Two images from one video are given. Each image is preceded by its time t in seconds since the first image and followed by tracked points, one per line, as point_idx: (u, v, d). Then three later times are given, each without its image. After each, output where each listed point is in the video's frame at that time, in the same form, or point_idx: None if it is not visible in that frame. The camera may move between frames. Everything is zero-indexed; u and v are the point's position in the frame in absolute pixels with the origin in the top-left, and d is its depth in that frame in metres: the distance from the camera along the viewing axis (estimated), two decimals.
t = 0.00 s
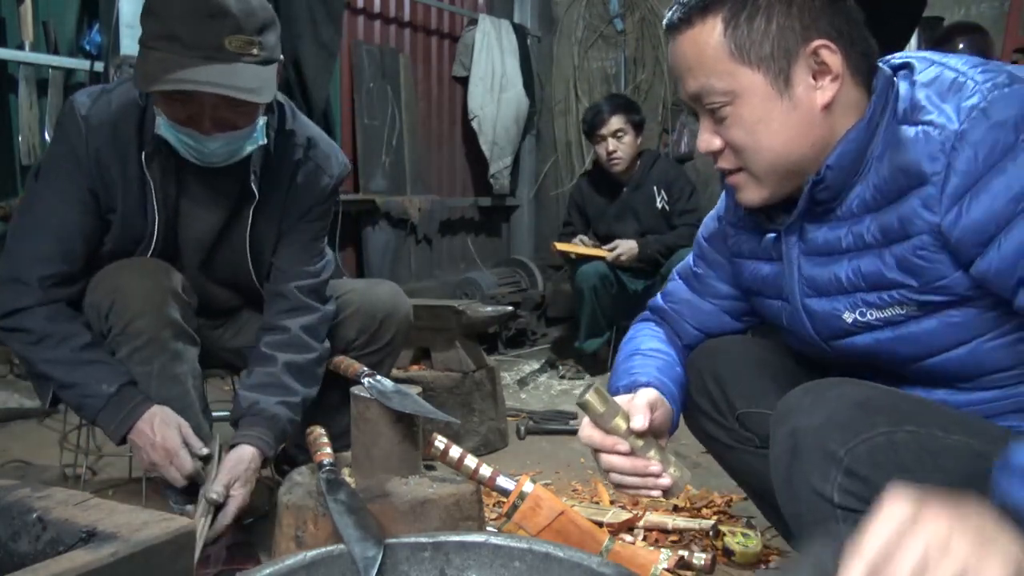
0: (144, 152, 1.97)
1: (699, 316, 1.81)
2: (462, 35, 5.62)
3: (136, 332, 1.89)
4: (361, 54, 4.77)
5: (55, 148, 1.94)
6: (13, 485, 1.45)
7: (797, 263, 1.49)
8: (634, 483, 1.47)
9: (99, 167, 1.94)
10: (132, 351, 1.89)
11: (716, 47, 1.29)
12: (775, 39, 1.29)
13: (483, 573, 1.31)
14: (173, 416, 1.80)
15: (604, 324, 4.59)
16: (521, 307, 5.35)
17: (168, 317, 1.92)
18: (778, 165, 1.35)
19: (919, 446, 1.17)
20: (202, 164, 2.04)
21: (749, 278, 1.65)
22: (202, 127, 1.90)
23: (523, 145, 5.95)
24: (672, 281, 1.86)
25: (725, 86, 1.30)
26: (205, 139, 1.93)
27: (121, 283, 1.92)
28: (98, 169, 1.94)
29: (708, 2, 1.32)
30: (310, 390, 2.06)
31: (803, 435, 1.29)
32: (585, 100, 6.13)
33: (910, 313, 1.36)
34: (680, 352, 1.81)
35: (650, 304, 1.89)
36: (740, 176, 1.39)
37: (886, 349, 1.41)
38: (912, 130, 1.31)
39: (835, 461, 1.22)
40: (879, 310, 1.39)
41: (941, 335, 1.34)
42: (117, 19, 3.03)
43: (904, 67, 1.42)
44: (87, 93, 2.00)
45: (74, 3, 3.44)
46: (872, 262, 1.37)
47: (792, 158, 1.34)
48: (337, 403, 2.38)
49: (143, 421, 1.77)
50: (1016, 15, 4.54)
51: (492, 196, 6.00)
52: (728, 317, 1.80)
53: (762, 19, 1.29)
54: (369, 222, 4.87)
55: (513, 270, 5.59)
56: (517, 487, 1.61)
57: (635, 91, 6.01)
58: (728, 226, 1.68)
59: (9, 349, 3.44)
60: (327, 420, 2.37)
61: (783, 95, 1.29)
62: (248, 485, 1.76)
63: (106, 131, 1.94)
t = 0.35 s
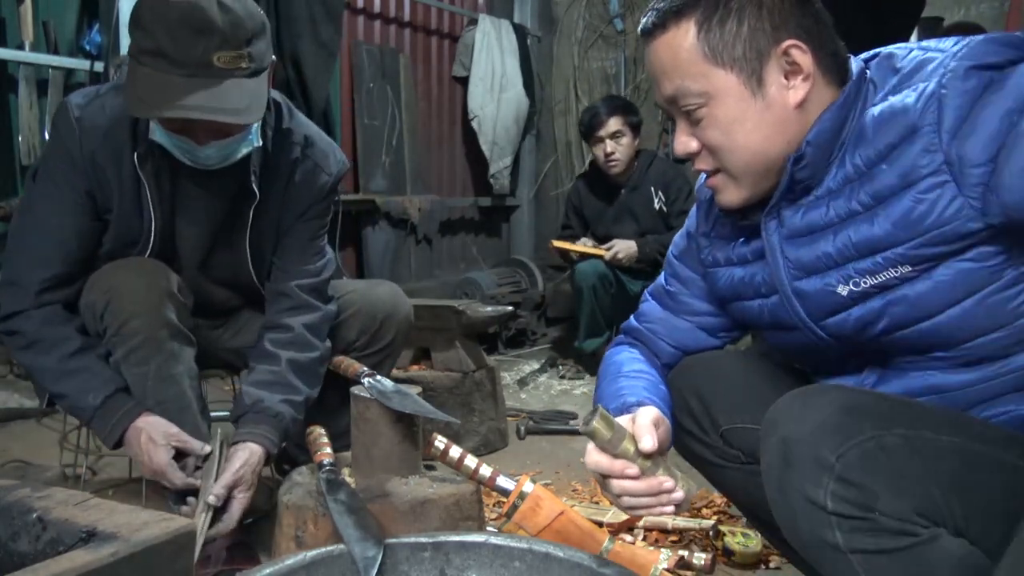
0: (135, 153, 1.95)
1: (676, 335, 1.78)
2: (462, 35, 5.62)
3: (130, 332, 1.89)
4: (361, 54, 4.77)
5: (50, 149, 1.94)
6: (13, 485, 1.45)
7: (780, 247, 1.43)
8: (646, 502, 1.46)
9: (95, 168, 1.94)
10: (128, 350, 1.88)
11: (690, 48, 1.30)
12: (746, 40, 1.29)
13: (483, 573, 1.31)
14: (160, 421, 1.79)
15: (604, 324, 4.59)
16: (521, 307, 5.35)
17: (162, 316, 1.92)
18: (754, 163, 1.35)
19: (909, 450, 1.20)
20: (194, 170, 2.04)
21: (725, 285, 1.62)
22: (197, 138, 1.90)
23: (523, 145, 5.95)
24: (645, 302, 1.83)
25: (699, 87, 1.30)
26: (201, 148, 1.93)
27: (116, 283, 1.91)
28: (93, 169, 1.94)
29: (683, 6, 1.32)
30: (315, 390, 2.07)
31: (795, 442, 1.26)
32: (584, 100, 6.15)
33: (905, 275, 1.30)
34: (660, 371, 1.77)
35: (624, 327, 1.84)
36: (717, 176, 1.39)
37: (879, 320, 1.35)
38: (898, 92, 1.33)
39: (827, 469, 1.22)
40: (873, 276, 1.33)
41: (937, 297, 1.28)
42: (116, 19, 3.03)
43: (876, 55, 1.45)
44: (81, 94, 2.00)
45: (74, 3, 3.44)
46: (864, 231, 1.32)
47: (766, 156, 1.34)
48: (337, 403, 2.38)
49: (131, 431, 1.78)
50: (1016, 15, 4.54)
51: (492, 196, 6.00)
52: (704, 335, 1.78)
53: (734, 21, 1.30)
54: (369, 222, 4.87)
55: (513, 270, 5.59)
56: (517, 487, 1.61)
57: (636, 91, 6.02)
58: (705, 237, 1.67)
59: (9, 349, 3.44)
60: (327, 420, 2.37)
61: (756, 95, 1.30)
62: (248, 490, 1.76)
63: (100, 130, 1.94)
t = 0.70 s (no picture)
0: (134, 155, 1.95)
1: (680, 331, 1.80)
2: (462, 35, 5.62)
3: (129, 333, 1.88)
4: (361, 53, 4.77)
5: (49, 151, 1.94)
6: (13, 485, 1.45)
7: (769, 261, 1.44)
8: (623, 497, 1.45)
9: (94, 170, 1.94)
10: (127, 352, 1.87)
11: (678, 53, 1.31)
12: (732, 46, 1.29)
13: (483, 573, 1.31)
14: (157, 423, 1.80)
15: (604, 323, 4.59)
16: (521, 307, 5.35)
17: (160, 317, 1.92)
18: (741, 171, 1.35)
19: (903, 457, 1.17)
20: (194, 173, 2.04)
21: (725, 285, 1.63)
22: (201, 146, 1.91)
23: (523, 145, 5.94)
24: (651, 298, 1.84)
25: (687, 92, 1.31)
26: (203, 156, 1.94)
27: (115, 284, 1.92)
28: (93, 171, 1.94)
29: (673, 9, 1.33)
30: (314, 391, 2.05)
31: (786, 449, 1.25)
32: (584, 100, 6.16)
33: (883, 299, 1.29)
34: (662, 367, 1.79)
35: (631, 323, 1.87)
36: (709, 180, 1.40)
37: (864, 339, 1.35)
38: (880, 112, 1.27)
39: (819, 477, 1.20)
40: (853, 299, 1.32)
41: (917, 319, 1.27)
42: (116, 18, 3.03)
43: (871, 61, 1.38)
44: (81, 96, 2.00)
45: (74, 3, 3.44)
46: (843, 256, 1.30)
47: (753, 163, 1.34)
48: (337, 403, 2.38)
49: (127, 434, 1.78)
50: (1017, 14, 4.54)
51: (492, 196, 6.00)
52: (708, 330, 1.79)
53: (723, 24, 1.30)
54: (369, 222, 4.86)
55: (513, 270, 5.59)
56: (517, 488, 1.61)
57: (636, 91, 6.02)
58: (705, 235, 1.67)
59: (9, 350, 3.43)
60: (327, 420, 2.37)
61: (741, 102, 1.30)
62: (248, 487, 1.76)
63: (99, 133, 1.94)
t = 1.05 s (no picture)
0: (134, 155, 1.95)
1: (682, 329, 1.80)
2: (462, 35, 5.62)
3: (130, 334, 1.88)
4: (361, 53, 4.76)
5: (49, 152, 1.94)
6: (13, 485, 1.45)
7: (777, 263, 1.44)
8: (558, 486, 1.39)
9: (95, 171, 1.94)
10: (128, 353, 1.87)
11: (685, 50, 1.30)
12: (741, 48, 1.28)
13: (483, 573, 1.31)
14: (162, 420, 1.80)
15: (605, 322, 4.58)
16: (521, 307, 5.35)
17: (161, 319, 1.92)
18: (746, 173, 1.35)
19: (906, 468, 1.16)
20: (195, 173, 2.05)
21: (729, 284, 1.63)
22: (198, 143, 1.90)
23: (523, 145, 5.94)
24: (656, 294, 1.85)
25: (694, 91, 1.31)
26: (201, 153, 1.93)
27: (115, 284, 1.91)
28: (93, 172, 1.94)
29: (678, 7, 1.33)
30: (312, 389, 2.06)
31: (787, 458, 1.24)
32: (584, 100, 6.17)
33: (895, 306, 1.30)
34: (661, 365, 1.80)
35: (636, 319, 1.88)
36: (713, 179, 1.40)
37: (872, 345, 1.35)
38: (900, 115, 1.28)
39: (821, 488, 1.20)
40: (863, 307, 1.33)
41: (929, 327, 1.27)
42: (116, 19, 3.02)
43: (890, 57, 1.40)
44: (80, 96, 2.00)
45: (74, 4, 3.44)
46: (858, 261, 1.30)
47: (760, 165, 1.34)
48: (338, 403, 2.38)
49: (133, 431, 1.78)
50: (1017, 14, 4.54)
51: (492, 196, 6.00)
52: (710, 328, 1.79)
53: (729, 25, 1.29)
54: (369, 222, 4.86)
55: (513, 270, 5.59)
56: (515, 488, 1.62)
57: (635, 91, 6.02)
58: (710, 233, 1.66)
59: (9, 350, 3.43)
60: (328, 420, 2.38)
61: (748, 105, 1.29)
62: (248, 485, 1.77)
63: (99, 134, 1.94)
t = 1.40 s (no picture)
0: (133, 155, 1.95)
1: (681, 331, 1.80)
2: (462, 35, 5.62)
3: (130, 335, 1.88)
4: (361, 53, 4.76)
5: (48, 151, 1.94)
6: (13, 485, 1.45)
7: (779, 268, 1.44)
8: (565, 502, 1.40)
9: (94, 171, 1.94)
10: (128, 353, 1.87)
11: (687, 50, 1.30)
12: (745, 49, 1.28)
13: (484, 573, 1.31)
14: (168, 421, 1.80)
15: (605, 322, 4.58)
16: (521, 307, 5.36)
17: (161, 318, 1.92)
18: (749, 176, 1.35)
19: (914, 474, 1.16)
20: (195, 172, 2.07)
21: (730, 287, 1.63)
22: (195, 140, 1.90)
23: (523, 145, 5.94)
24: (654, 295, 1.84)
25: (696, 92, 1.31)
26: (197, 150, 1.93)
27: (116, 285, 1.91)
28: (93, 172, 1.94)
29: (680, 6, 1.32)
30: (313, 388, 2.06)
31: (796, 463, 1.24)
32: (585, 100, 6.17)
33: (899, 314, 1.30)
34: (660, 368, 1.80)
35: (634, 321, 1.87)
36: (714, 180, 1.40)
37: (877, 350, 1.35)
38: (902, 121, 1.28)
39: (829, 493, 1.19)
40: (867, 314, 1.33)
41: (934, 334, 1.27)
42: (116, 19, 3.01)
43: (893, 58, 1.40)
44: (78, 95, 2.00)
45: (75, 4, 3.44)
46: (859, 268, 1.30)
47: (763, 167, 1.34)
48: (338, 403, 2.38)
49: (137, 430, 1.78)
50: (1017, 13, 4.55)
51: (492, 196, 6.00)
52: (709, 331, 1.79)
53: (732, 26, 1.28)
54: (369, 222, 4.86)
55: (513, 270, 5.59)
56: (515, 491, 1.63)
57: (636, 91, 6.02)
58: (710, 236, 1.66)
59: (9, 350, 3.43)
60: (328, 420, 2.38)
61: (752, 107, 1.29)
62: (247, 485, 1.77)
63: (98, 134, 1.94)
